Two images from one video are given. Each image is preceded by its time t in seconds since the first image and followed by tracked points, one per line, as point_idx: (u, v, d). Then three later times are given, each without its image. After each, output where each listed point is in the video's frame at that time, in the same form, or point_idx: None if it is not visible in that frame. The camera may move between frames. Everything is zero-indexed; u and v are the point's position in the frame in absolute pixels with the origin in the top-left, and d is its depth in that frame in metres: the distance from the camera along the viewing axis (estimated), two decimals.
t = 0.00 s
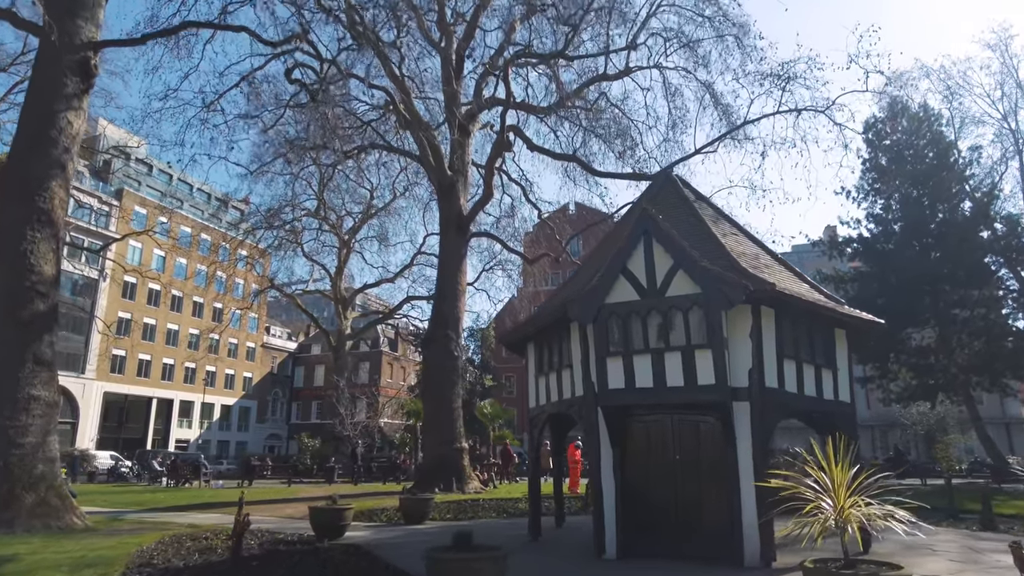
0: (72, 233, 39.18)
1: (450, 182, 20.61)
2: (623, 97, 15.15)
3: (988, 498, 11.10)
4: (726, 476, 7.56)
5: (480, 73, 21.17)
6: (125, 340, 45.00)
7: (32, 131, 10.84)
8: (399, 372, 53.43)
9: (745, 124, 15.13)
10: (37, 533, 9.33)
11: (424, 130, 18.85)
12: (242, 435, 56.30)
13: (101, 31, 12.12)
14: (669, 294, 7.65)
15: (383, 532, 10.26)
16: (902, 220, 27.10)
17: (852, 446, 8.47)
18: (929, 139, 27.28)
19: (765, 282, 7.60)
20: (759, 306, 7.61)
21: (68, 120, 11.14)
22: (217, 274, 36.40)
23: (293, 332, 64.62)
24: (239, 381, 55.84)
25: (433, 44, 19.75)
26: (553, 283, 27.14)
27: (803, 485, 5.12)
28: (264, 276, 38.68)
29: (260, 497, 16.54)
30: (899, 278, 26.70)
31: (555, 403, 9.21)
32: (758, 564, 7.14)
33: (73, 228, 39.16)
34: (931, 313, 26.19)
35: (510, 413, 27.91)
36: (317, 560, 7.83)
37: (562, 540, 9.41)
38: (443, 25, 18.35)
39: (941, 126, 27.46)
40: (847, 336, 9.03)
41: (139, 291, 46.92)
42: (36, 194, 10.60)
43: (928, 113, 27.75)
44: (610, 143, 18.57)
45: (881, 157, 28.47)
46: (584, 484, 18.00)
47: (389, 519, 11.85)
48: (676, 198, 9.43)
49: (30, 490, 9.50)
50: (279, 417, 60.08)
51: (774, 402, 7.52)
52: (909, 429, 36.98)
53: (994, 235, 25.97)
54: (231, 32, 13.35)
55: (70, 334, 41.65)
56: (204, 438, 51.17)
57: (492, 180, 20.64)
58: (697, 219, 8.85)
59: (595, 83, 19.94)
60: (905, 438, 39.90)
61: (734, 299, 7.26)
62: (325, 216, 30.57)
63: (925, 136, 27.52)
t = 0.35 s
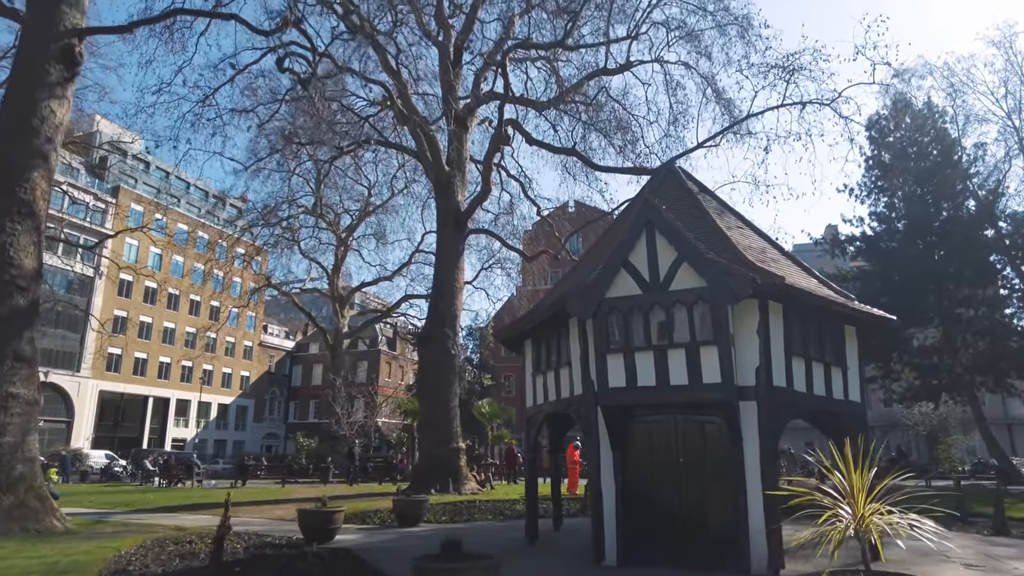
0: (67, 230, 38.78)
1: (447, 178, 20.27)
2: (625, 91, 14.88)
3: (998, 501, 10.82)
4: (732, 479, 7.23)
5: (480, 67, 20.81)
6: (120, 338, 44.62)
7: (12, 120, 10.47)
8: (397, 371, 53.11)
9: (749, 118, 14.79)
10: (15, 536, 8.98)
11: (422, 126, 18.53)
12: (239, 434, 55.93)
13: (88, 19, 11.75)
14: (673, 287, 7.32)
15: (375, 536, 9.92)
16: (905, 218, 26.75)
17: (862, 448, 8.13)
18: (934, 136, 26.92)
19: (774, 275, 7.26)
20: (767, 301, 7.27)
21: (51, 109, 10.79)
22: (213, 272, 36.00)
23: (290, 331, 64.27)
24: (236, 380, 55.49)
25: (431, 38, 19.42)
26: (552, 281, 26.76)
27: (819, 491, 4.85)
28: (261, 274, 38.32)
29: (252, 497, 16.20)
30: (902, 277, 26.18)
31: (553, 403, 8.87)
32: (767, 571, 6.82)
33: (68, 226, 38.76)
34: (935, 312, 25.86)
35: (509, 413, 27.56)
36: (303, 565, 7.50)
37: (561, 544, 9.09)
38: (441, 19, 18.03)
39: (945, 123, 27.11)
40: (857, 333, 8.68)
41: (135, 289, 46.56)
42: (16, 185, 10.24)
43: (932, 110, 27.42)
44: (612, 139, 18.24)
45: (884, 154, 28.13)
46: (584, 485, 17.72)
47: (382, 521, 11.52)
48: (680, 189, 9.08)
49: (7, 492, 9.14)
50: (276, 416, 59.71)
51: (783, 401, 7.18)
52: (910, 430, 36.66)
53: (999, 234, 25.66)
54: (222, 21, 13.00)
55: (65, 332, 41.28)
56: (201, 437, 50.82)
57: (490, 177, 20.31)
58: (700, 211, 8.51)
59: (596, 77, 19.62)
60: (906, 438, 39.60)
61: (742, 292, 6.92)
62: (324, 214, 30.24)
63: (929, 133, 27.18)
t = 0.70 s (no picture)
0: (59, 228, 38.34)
1: (441, 172, 19.90)
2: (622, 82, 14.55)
3: (1006, 500, 10.51)
4: (733, 478, 6.91)
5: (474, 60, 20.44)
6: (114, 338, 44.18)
7: None
8: (393, 371, 52.74)
9: (748, 109, 14.44)
10: None
11: (416, 120, 18.18)
12: (234, 434, 55.54)
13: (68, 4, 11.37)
14: (671, 277, 7.00)
15: (363, 537, 9.59)
16: (906, 214, 26.44)
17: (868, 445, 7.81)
18: (934, 131, 26.61)
19: (777, 264, 6.95)
20: (769, 291, 6.95)
21: (28, 97, 10.43)
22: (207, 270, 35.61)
23: (286, 330, 63.87)
24: (232, 380, 55.08)
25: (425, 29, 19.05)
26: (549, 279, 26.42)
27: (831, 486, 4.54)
28: (257, 273, 37.91)
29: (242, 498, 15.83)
30: (903, 274, 25.88)
31: (546, 399, 8.54)
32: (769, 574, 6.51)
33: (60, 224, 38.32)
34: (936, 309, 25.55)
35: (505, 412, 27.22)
36: (285, 569, 7.17)
37: (555, 546, 8.75)
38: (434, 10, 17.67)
39: (946, 118, 26.79)
40: (861, 326, 8.36)
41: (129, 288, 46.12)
42: None
43: (933, 105, 27.10)
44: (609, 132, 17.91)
45: (884, 151, 27.80)
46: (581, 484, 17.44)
47: (372, 522, 11.18)
48: (678, 177, 8.74)
49: None
50: (272, 416, 59.30)
51: (786, 396, 6.86)
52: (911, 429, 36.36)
53: (1000, 230, 25.37)
54: (208, 8, 12.65)
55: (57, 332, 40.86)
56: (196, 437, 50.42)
57: (485, 172, 19.97)
58: (699, 198, 8.19)
59: (593, 70, 19.26)
60: (906, 437, 39.33)
61: (743, 281, 6.60)
62: (318, 211, 29.87)
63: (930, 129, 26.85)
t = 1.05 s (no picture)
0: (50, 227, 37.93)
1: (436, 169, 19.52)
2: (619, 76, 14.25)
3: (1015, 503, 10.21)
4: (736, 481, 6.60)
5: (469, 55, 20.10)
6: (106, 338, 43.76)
7: None
8: (389, 371, 52.35)
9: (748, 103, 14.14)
10: None
11: (409, 115, 17.86)
12: (229, 435, 55.13)
13: None
14: (671, 272, 6.70)
15: (352, 542, 9.25)
16: (906, 212, 26.18)
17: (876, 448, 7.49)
18: (933, 128, 26.34)
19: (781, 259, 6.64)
20: (774, 287, 6.64)
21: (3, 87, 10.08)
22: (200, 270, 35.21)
23: (281, 331, 63.41)
24: (226, 381, 54.65)
25: (418, 23, 18.70)
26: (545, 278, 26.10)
27: (848, 493, 4.26)
28: (251, 273, 37.49)
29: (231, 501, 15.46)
30: (903, 272, 25.63)
31: (540, 400, 8.22)
32: None
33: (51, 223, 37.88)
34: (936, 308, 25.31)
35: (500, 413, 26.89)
36: None
37: (550, 553, 8.43)
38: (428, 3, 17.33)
39: (946, 114, 26.52)
40: (868, 323, 8.05)
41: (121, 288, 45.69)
42: None
43: (932, 101, 26.86)
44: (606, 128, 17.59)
45: (883, 148, 27.52)
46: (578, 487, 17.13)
47: (362, 526, 10.85)
48: (677, 169, 8.43)
49: None
50: (267, 417, 58.88)
51: (792, 396, 6.54)
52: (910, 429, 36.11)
53: (1001, 228, 25.11)
54: None
55: (49, 332, 40.42)
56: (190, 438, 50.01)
57: (480, 169, 19.64)
58: (700, 191, 7.87)
59: (589, 66, 18.94)
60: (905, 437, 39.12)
61: (747, 276, 6.28)
62: (313, 210, 29.52)
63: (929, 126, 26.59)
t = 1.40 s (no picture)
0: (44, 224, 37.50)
1: (434, 163, 19.15)
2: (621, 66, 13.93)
3: None
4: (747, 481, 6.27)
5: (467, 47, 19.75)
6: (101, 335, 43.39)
7: None
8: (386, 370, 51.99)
9: (753, 93, 13.82)
10: None
11: (406, 107, 17.53)
12: (225, 433, 54.74)
13: None
14: (679, 260, 6.39)
15: (344, 543, 8.91)
16: (909, 209, 25.88)
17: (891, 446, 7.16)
18: (937, 125, 26.03)
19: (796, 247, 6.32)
20: (788, 276, 6.32)
21: None
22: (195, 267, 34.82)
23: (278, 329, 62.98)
24: (222, 379, 54.23)
25: (416, 13, 18.35)
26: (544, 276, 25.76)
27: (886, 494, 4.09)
28: (247, 270, 37.09)
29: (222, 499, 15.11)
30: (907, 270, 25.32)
31: (540, 396, 7.87)
32: None
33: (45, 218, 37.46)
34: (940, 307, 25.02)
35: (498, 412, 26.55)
36: None
37: (550, 555, 8.08)
38: None
39: (950, 110, 26.22)
40: (883, 317, 7.73)
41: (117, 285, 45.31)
42: None
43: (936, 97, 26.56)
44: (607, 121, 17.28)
45: (886, 145, 27.21)
46: (577, 486, 16.82)
47: (356, 527, 10.50)
48: (684, 156, 8.10)
49: None
50: (263, 416, 58.48)
51: (806, 390, 6.22)
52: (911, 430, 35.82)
53: (1006, 226, 24.81)
54: None
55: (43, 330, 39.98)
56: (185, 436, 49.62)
57: (478, 163, 19.29)
58: (708, 176, 7.55)
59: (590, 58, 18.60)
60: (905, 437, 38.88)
61: (760, 264, 5.97)
62: (310, 205, 29.14)
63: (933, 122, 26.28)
